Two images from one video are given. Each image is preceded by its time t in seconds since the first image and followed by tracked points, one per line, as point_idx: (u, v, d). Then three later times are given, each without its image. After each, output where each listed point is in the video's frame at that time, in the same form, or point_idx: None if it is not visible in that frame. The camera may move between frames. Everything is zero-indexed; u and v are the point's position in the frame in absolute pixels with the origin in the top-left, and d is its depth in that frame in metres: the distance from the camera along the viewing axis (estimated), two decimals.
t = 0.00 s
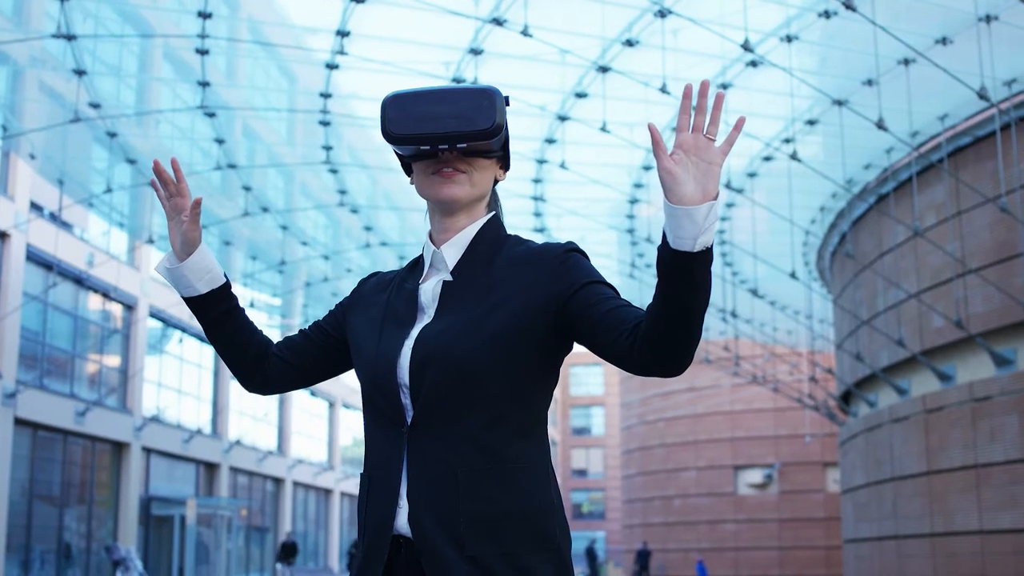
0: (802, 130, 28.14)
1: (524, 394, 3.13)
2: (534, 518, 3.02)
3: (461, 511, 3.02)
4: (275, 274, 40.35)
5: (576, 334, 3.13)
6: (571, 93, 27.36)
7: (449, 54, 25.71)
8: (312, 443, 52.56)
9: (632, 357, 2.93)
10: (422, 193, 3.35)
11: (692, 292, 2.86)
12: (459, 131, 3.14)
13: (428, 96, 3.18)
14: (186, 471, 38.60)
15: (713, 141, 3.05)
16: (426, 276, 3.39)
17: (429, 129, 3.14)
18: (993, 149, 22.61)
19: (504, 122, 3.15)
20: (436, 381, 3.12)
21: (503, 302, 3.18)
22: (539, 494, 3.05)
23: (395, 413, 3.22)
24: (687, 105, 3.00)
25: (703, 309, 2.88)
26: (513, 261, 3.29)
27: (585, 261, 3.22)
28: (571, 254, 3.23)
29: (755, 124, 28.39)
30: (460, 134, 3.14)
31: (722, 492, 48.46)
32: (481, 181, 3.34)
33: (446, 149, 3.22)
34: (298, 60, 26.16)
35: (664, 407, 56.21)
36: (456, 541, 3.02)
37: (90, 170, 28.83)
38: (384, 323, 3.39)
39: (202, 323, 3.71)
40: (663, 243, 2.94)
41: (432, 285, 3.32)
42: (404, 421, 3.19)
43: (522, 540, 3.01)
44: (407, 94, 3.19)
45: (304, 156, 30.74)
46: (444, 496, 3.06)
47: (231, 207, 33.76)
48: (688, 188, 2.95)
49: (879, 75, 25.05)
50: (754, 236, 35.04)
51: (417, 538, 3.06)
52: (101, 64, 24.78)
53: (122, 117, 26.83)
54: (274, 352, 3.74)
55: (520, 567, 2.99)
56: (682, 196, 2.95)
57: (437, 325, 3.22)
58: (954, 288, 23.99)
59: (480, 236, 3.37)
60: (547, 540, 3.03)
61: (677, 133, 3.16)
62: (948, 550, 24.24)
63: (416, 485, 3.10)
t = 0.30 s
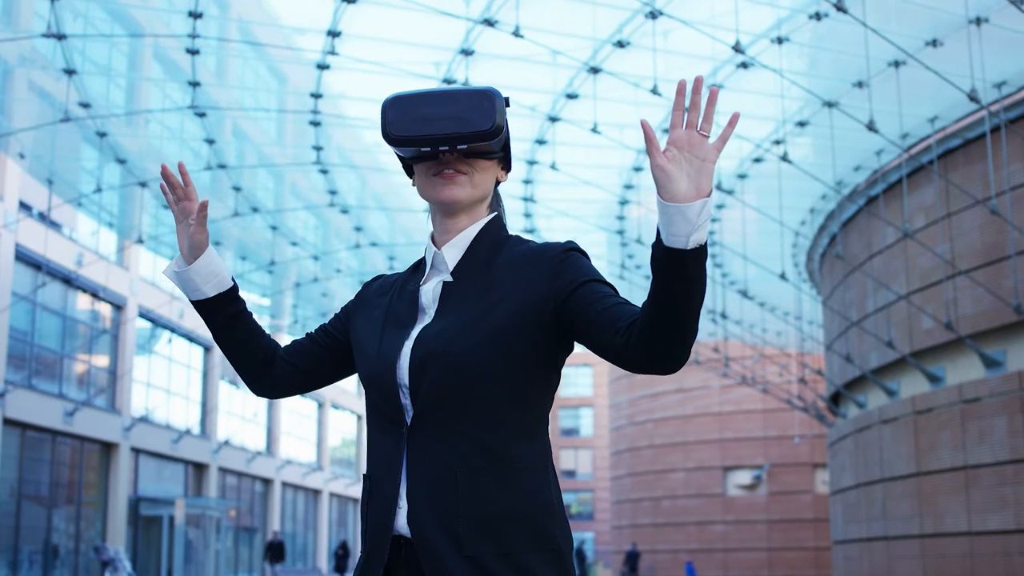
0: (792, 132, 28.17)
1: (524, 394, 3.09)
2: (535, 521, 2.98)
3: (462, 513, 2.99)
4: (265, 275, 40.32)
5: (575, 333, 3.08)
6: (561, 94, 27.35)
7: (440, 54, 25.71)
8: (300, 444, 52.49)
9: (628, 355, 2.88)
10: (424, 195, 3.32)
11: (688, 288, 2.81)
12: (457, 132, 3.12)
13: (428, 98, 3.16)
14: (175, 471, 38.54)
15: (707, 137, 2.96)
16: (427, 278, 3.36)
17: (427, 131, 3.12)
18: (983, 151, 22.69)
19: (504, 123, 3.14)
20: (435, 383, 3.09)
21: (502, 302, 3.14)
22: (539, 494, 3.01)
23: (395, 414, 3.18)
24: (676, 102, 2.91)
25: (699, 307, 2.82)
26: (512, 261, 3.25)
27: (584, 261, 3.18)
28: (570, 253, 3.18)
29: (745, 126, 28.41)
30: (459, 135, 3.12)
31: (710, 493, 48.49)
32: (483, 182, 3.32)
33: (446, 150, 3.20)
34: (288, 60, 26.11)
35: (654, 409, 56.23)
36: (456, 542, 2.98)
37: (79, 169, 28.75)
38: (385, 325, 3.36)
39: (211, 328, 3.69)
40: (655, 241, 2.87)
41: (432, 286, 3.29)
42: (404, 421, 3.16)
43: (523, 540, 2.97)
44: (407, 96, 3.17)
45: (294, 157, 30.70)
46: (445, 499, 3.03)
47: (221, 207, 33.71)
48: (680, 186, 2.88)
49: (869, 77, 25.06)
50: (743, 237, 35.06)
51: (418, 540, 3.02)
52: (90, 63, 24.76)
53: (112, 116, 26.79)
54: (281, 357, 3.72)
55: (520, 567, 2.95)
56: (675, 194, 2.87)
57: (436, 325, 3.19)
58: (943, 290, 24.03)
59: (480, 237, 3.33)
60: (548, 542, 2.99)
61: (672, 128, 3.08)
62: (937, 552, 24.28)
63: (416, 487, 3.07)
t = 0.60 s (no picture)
0: (788, 138, 28.21)
1: (528, 398, 3.03)
2: (540, 524, 2.93)
3: (465, 517, 2.94)
4: (260, 279, 40.26)
5: (580, 335, 3.03)
6: (557, 99, 27.38)
7: (436, 59, 25.72)
8: (295, 448, 52.46)
9: (629, 357, 2.83)
10: (429, 201, 3.27)
11: (686, 290, 2.77)
12: (460, 138, 3.07)
13: (433, 104, 3.12)
14: (169, 475, 38.52)
15: (704, 138, 2.92)
16: (431, 284, 3.31)
17: (433, 136, 3.08)
18: (978, 157, 22.75)
19: (507, 129, 3.09)
20: (438, 388, 3.04)
21: (507, 305, 3.09)
22: (544, 498, 2.96)
23: (399, 419, 3.14)
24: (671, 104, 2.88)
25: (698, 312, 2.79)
26: (518, 265, 3.19)
27: (588, 265, 3.12)
28: (574, 258, 3.12)
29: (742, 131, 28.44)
30: (464, 140, 3.08)
31: (705, 498, 48.51)
32: (488, 187, 3.25)
33: (451, 155, 3.15)
34: (283, 64, 26.05)
35: (648, 414, 56.24)
36: (460, 547, 2.93)
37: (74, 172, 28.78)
38: (392, 330, 3.30)
39: (222, 334, 3.68)
40: (655, 244, 2.84)
41: (436, 291, 3.23)
42: (409, 425, 3.11)
43: (527, 541, 2.91)
44: (413, 101, 3.13)
45: (289, 160, 30.74)
46: (449, 502, 2.98)
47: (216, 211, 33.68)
48: (678, 188, 2.83)
49: (865, 83, 25.07)
50: (739, 242, 35.07)
51: (422, 544, 2.97)
52: (84, 66, 24.73)
53: (107, 119, 26.80)
54: (292, 363, 3.70)
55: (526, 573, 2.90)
56: (673, 197, 2.83)
57: (441, 330, 3.13)
58: (938, 296, 24.07)
59: (486, 242, 3.26)
60: (553, 546, 2.93)
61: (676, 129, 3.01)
62: (932, 556, 24.30)
63: (420, 492, 3.02)
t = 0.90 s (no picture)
0: (779, 141, 28.27)
1: (528, 401, 3.04)
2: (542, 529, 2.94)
3: (466, 520, 2.95)
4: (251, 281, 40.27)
5: (581, 336, 3.03)
6: (550, 101, 27.41)
7: (429, 61, 25.75)
8: (285, 450, 52.44)
9: (626, 358, 2.83)
10: (431, 203, 3.29)
11: (682, 291, 2.75)
12: (459, 140, 3.08)
13: (433, 107, 3.12)
14: (159, 477, 38.47)
15: (697, 139, 2.90)
16: (434, 286, 3.31)
17: (430, 139, 3.09)
18: (970, 161, 22.84)
19: (507, 131, 3.09)
20: (440, 390, 3.04)
21: (508, 306, 3.09)
22: (545, 500, 2.97)
23: (401, 421, 3.14)
24: (664, 105, 2.86)
25: (694, 314, 2.77)
26: (518, 268, 3.19)
27: (588, 266, 3.12)
28: (574, 259, 3.12)
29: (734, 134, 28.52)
30: (463, 142, 3.08)
31: (695, 500, 48.58)
32: (489, 189, 3.28)
33: (451, 158, 3.17)
34: (274, 65, 26.07)
35: (639, 416, 56.34)
36: (462, 549, 2.94)
37: (66, 173, 28.70)
38: (395, 332, 3.30)
39: (230, 338, 3.69)
40: (648, 246, 2.82)
41: (438, 294, 3.24)
42: (410, 428, 3.12)
43: (527, 544, 2.93)
44: (413, 104, 3.15)
45: (280, 161, 30.74)
46: (451, 504, 2.98)
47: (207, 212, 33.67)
48: (671, 189, 2.82)
49: (857, 86, 25.12)
50: (730, 245, 35.13)
51: (424, 547, 2.98)
52: (76, 66, 24.74)
53: (98, 121, 26.79)
54: (299, 366, 3.71)
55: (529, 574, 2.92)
56: (667, 197, 2.81)
57: (442, 332, 3.14)
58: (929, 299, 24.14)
59: (488, 244, 3.27)
60: (554, 549, 2.94)
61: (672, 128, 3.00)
62: (922, 558, 24.37)
63: (422, 495, 3.03)
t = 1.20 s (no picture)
0: (773, 137, 28.29)
1: (529, 397, 3.09)
2: (544, 524, 2.99)
3: (469, 514, 3.01)
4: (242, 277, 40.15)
5: (581, 332, 3.09)
6: (542, 97, 27.34)
7: (422, 57, 25.71)
8: (276, 446, 52.38)
9: (626, 350, 2.90)
10: (434, 198, 3.36)
11: (677, 287, 2.84)
12: (461, 135, 3.14)
13: (434, 103, 3.20)
14: (151, 473, 38.40)
15: (689, 132, 2.98)
16: (438, 282, 3.40)
17: (432, 134, 3.15)
18: (963, 157, 22.91)
19: (507, 125, 3.16)
20: (443, 388, 3.11)
21: (509, 302, 3.16)
22: (546, 496, 3.02)
23: (404, 416, 3.21)
24: (655, 100, 2.93)
25: (690, 310, 2.86)
26: (520, 264, 3.26)
27: (589, 261, 3.19)
28: (575, 254, 3.19)
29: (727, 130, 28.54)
30: (464, 138, 3.14)
31: (687, 497, 48.64)
32: (491, 185, 3.35)
33: (453, 153, 3.23)
34: (266, 61, 26.00)
35: (632, 412, 56.39)
36: (465, 543, 3.00)
37: (57, 170, 28.56)
38: (399, 328, 3.37)
39: (236, 334, 3.72)
40: (643, 240, 2.91)
41: (442, 290, 3.32)
42: (414, 423, 3.18)
43: (529, 540, 2.98)
44: (415, 100, 3.21)
45: (272, 158, 30.64)
46: (454, 499, 3.04)
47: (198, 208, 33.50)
48: (664, 182, 2.90)
49: (850, 83, 25.15)
50: (723, 241, 35.19)
51: (427, 541, 3.04)
52: (68, 63, 24.65)
53: (90, 116, 26.70)
54: (305, 363, 3.75)
55: (530, 569, 2.97)
56: (658, 191, 2.90)
57: (444, 328, 3.21)
58: (922, 295, 24.19)
59: (491, 240, 3.35)
60: (556, 542, 3.00)
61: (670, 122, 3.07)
62: (915, 554, 24.41)
63: (426, 490, 3.09)
